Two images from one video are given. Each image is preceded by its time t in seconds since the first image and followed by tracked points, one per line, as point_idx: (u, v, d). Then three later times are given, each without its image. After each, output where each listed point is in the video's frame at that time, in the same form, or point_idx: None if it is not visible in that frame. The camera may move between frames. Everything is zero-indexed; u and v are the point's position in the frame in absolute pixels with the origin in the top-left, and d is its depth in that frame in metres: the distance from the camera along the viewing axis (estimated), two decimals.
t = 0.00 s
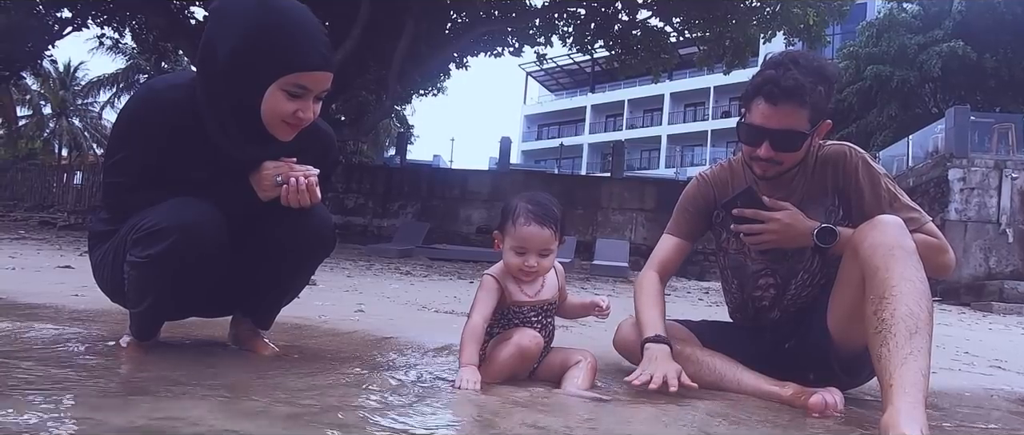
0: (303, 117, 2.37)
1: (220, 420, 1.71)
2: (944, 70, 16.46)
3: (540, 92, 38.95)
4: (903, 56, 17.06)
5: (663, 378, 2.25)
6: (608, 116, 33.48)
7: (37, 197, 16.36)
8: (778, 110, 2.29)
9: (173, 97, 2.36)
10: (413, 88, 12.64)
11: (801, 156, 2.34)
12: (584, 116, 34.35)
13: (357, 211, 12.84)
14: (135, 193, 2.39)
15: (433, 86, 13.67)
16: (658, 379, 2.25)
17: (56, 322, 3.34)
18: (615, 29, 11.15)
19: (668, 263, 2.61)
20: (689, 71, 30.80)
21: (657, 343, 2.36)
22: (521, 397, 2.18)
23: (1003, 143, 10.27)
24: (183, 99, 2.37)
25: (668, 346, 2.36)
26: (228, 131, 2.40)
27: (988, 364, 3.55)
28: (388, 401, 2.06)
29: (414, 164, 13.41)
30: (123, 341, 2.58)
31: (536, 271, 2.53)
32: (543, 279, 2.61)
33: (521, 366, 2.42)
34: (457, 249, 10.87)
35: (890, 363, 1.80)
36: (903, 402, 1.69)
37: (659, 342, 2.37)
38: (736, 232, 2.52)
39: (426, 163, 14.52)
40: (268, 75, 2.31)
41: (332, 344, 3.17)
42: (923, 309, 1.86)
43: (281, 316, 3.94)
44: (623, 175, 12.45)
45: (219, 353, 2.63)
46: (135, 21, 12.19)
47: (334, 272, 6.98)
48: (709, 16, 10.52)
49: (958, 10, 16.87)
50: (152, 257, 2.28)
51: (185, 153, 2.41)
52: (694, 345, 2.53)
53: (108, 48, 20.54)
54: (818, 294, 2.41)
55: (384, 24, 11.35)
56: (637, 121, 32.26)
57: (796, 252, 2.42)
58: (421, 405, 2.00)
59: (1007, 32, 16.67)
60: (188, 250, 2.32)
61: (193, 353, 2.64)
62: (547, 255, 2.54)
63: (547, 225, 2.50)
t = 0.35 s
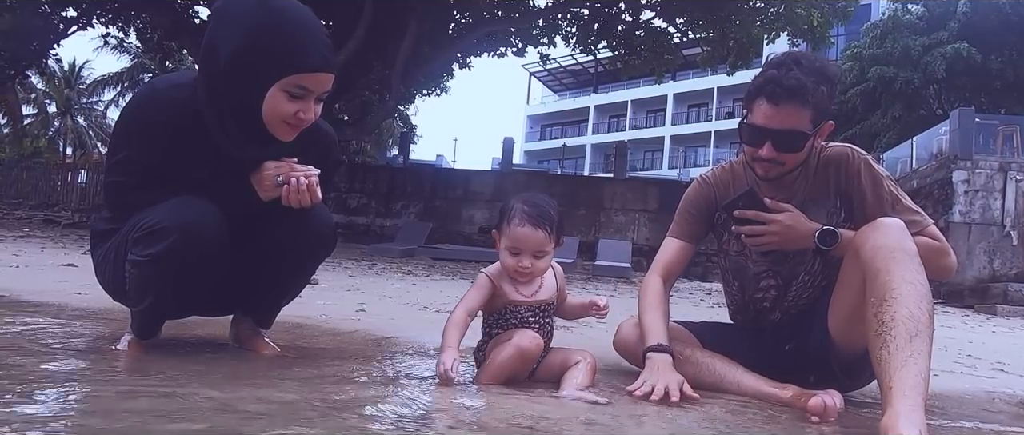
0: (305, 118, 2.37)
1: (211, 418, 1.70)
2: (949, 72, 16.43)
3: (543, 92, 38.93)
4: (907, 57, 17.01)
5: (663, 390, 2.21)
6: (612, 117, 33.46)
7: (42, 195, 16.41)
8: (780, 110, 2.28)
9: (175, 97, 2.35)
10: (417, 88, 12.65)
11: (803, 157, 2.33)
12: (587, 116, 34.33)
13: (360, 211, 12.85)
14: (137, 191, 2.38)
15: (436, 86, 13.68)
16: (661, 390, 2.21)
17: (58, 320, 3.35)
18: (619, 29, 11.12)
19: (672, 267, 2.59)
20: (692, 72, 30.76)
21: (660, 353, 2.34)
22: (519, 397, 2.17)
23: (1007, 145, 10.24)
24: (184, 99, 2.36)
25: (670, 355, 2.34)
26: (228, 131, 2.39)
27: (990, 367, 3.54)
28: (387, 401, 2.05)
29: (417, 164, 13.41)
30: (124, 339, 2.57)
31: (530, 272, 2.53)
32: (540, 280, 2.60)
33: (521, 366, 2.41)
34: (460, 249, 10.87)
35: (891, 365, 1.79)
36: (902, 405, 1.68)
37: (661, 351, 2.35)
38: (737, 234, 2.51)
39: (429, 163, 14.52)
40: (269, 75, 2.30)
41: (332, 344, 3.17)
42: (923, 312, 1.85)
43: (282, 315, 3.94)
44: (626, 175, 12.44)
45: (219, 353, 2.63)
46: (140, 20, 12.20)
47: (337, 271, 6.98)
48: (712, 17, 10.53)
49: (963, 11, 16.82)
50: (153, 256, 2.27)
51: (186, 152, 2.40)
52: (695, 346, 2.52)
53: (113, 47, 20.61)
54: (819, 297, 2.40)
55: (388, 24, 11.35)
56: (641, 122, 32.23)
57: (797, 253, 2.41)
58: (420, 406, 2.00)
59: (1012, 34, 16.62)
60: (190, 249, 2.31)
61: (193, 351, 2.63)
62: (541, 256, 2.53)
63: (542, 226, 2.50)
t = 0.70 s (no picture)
0: (307, 118, 2.36)
1: (212, 418, 1.70)
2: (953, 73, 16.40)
3: (546, 92, 38.93)
4: (911, 58, 16.97)
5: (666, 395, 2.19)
6: (614, 117, 33.44)
7: (45, 194, 16.41)
8: (782, 110, 2.27)
9: (177, 96, 2.34)
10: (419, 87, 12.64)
11: (805, 158, 2.31)
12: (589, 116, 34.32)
13: (363, 210, 12.85)
14: (141, 191, 2.37)
15: (439, 85, 13.68)
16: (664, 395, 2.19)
17: (60, 318, 3.34)
18: (622, 29, 11.10)
19: (673, 268, 2.57)
20: (695, 72, 30.72)
21: (661, 355, 2.32)
22: (522, 398, 2.16)
23: (1011, 146, 10.22)
24: (186, 99, 2.35)
25: (672, 358, 2.32)
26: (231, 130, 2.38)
27: (993, 369, 3.52)
28: (390, 401, 2.04)
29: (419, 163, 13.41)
30: (127, 338, 2.56)
31: (528, 274, 2.52)
32: (538, 280, 2.59)
33: (521, 366, 2.40)
34: (462, 248, 10.87)
35: (892, 368, 1.78)
36: (904, 407, 1.66)
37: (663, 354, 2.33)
38: (739, 235, 2.50)
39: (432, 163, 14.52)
40: (271, 76, 2.29)
41: (334, 344, 3.16)
42: (926, 314, 1.84)
43: (283, 315, 3.94)
44: (628, 175, 12.41)
45: (221, 352, 2.61)
46: (143, 20, 12.21)
47: (339, 271, 6.98)
48: (714, 17, 10.53)
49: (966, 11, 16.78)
50: (155, 256, 2.26)
51: (188, 152, 2.39)
52: (697, 347, 2.51)
53: (116, 46, 20.65)
54: (821, 298, 2.40)
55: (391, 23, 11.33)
56: (643, 122, 32.21)
57: (800, 255, 2.40)
58: (423, 406, 1.99)
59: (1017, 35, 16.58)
60: (193, 249, 2.30)
61: (195, 351, 2.62)
62: (539, 257, 2.53)
63: (539, 227, 2.49)
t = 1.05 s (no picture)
0: (309, 117, 2.36)
1: (209, 415, 1.70)
2: (956, 73, 16.40)
3: (548, 92, 38.93)
4: (913, 58, 16.93)
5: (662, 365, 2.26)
6: (616, 117, 33.44)
7: (48, 193, 16.45)
8: (782, 110, 2.27)
9: (179, 96, 2.34)
10: (422, 87, 12.66)
11: (805, 157, 2.31)
12: (592, 116, 34.31)
13: (365, 210, 12.86)
14: (144, 189, 2.38)
15: (441, 85, 13.69)
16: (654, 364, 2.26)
17: (62, 316, 3.35)
18: (624, 29, 11.09)
19: (670, 265, 2.58)
20: (698, 72, 30.69)
21: (657, 338, 2.36)
22: (521, 396, 2.16)
23: (1015, 148, 10.19)
24: (189, 97, 2.35)
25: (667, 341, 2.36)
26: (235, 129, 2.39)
27: (994, 370, 3.51)
28: (389, 399, 2.04)
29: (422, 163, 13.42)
30: (129, 336, 2.57)
31: (525, 270, 2.52)
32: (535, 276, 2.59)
33: (519, 363, 2.40)
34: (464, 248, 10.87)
35: (890, 367, 1.78)
36: (903, 406, 1.66)
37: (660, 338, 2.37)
38: (740, 235, 2.49)
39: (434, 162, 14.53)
40: (273, 75, 2.29)
41: (334, 342, 3.16)
42: (926, 314, 1.84)
43: (284, 313, 3.95)
44: (630, 175, 12.38)
45: (222, 350, 2.61)
46: (146, 19, 12.22)
47: (341, 270, 6.99)
48: (717, 17, 10.53)
49: (970, 12, 16.74)
50: (157, 254, 2.26)
51: (191, 150, 2.39)
52: (696, 346, 2.51)
53: (119, 45, 20.71)
54: (821, 299, 2.39)
55: (393, 22, 11.33)
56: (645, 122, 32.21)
57: (799, 255, 2.40)
58: (423, 404, 1.99)
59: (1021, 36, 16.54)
60: (194, 246, 2.30)
61: (196, 349, 2.62)
62: (536, 253, 2.53)
63: (537, 223, 2.51)
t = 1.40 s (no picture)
0: (304, 115, 2.37)
1: (204, 412, 1.71)
2: (956, 73, 16.40)
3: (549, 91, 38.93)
4: (913, 58, 16.92)
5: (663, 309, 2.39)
6: (616, 116, 33.45)
7: (48, 190, 16.46)
8: (776, 110, 2.28)
9: (176, 95, 2.35)
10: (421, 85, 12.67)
11: (798, 157, 2.32)
12: (592, 115, 34.32)
13: (365, 208, 12.87)
14: (140, 186, 2.38)
15: (441, 83, 13.70)
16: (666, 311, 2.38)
17: (58, 313, 3.36)
18: (624, 28, 11.10)
19: (661, 259, 2.62)
20: (698, 71, 30.69)
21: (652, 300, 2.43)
22: (515, 394, 2.16)
23: (1015, 147, 10.19)
24: (185, 95, 2.36)
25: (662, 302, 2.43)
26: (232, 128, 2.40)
27: (990, 370, 3.52)
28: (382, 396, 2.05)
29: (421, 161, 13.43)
30: (125, 333, 2.57)
31: (519, 266, 2.53)
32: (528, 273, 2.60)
33: (512, 357, 2.41)
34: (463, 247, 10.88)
35: (881, 366, 1.79)
36: (893, 405, 1.67)
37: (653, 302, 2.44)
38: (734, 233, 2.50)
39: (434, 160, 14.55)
40: (268, 73, 2.30)
41: (330, 340, 3.17)
42: (916, 313, 1.85)
43: (281, 311, 3.96)
44: (629, 175, 12.35)
45: (217, 348, 2.62)
46: (146, 16, 12.23)
47: (339, 268, 7.01)
48: (717, 16, 10.53)
49: (970, 11, 16.73)
50: (151, 251, 2.27)
51: (186, 148, 2.40)
52: (691, 344, 2.52)
53: (119, 43, 20.73)
54: (815, 298, 2.39)
55: (393, 20, 11.34)
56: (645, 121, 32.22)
57: (793, 254, 2.40)
58: (417, 402, 1.99)
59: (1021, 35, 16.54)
60: (188, 243, 2.31)
61: (192, 346, 2.62)
62: (530, 248, 2.53)
63: (529, 216, 2.51)
